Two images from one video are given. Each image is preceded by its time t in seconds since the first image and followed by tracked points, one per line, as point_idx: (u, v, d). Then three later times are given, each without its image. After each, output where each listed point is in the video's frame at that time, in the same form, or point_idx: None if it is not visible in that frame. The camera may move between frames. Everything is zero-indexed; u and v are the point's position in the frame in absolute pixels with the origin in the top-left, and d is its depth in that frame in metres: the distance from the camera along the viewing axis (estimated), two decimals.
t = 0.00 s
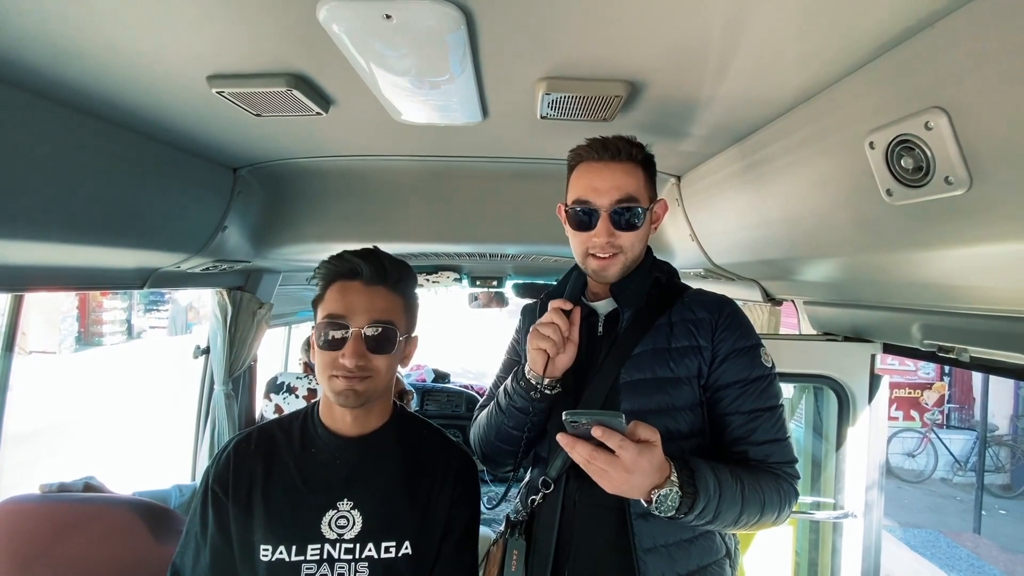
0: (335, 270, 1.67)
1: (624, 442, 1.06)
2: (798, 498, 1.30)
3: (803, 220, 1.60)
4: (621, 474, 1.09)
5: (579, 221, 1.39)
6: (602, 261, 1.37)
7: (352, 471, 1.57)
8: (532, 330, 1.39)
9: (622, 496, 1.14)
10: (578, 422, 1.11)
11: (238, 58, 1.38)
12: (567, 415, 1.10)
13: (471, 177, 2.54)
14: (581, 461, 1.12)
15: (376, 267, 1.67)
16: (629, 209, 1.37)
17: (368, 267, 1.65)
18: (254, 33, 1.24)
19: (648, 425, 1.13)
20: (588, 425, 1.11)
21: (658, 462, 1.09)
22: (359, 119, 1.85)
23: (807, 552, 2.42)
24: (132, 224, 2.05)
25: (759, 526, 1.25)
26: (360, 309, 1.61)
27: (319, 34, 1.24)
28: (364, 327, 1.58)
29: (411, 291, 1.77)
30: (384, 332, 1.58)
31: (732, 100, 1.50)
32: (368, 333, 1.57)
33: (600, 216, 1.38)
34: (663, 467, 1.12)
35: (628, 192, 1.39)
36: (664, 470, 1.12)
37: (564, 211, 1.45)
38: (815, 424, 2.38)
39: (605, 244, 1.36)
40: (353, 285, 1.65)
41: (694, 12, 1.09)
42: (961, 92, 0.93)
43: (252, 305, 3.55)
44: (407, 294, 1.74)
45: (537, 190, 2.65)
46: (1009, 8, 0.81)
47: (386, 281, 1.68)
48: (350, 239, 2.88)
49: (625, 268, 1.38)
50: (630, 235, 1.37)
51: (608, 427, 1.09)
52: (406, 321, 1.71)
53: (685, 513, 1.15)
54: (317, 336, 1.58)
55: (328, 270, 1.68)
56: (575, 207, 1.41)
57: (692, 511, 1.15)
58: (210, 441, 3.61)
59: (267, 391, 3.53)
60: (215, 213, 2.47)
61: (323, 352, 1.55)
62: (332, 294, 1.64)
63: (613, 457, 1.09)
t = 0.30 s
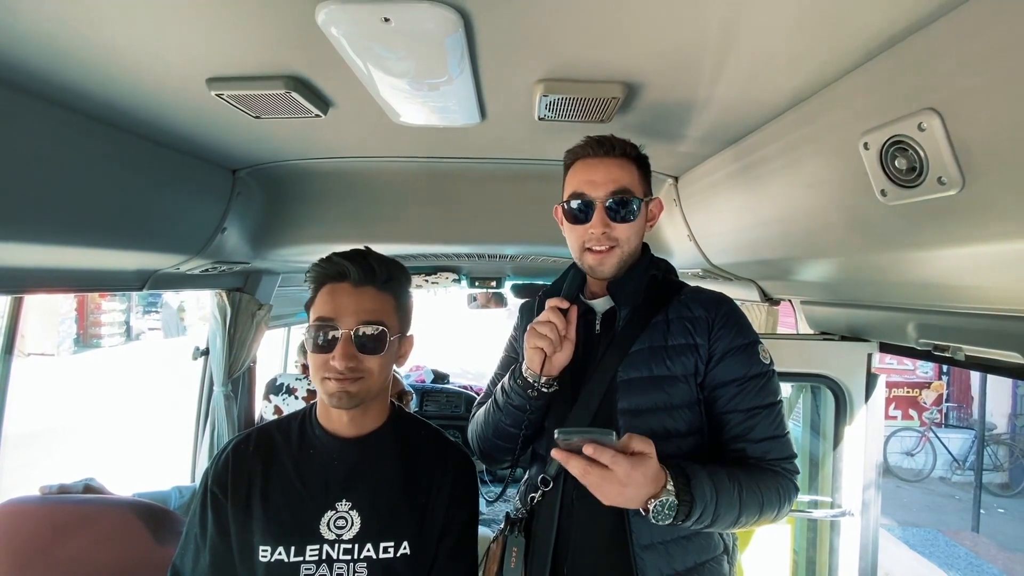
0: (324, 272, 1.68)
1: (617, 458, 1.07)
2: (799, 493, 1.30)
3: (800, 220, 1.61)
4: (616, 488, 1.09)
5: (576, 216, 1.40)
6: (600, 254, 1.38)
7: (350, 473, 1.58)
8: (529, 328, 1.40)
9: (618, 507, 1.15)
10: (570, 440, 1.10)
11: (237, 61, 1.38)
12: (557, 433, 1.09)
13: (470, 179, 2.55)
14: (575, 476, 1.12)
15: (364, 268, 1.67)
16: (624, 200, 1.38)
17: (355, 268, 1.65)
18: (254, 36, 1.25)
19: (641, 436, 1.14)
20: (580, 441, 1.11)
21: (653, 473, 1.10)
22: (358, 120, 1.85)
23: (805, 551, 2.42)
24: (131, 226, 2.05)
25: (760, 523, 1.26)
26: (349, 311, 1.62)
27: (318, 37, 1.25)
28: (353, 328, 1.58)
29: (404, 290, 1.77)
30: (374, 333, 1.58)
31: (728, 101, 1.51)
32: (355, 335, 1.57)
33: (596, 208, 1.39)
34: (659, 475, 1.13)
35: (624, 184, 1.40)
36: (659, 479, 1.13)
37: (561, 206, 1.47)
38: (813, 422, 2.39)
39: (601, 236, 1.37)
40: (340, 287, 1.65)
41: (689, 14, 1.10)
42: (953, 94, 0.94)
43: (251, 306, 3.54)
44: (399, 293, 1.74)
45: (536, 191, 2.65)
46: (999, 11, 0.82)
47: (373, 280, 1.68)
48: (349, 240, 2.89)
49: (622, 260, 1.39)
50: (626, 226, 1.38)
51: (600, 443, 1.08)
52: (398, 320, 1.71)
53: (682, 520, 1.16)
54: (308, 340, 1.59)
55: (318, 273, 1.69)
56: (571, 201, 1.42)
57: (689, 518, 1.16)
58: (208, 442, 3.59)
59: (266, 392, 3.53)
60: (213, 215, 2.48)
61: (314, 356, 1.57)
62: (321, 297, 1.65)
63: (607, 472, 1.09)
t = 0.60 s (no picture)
0: (319, 276, 1.68)
1: (607, 490, 1.08)
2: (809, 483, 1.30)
3: (794, 222, 1.62)
4: (617, 518, 1.10)
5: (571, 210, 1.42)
6: (594, 248, 1.40)
7: (348, 473, 1.59)
8: (521, 322, 1.42)
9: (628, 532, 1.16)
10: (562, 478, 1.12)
11: (235, 66, 1.39)
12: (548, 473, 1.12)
13: (467, 181, 2.56)
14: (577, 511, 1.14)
15: (359, 271, 1.68)
16: (617, 193, 1.40)
17: (350, 272, 1.66)
18: (252, 41, 1.26)
19: (635, 461, 1.14)
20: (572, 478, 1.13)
21: (650, 497, 1.10)
22: (355, 124, 1.86)
23: (801, 551, 2.46)
24: (131, 229, 2.06)
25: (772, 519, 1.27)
26: (344, 314, 1.62)
27: (316, 43, 1.27)
28: (350, 331, 1.59)
29: (399, 292, 1.78)
30: (371, 334, 1.59)
31: (722, 105, 1.52)
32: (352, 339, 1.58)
33: (589, 201, 1.41)
34: (662, 495, 1.12)
35: (616, 178, 1.42)
36: (661, 499, 1.12)
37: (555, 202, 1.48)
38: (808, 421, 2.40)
39: (595, 228, 1.39)
40: (336, 291, 1.66)
41: (683, 20, 1.11)
42: (942, 99, 0.95)
43: (251, 308, 3.55)
44: (395, 295, 1.76)
45: (533, 193, 2.66)
46: (985, 19, 0.83)
47: (370, 283, 1.69)
48: (348, 242, 2.90)
49: (616, 253, 1.41)
50: (619, 220, 1.40)
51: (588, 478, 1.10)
52: (394, 322, 1.72)
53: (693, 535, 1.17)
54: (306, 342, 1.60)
55: (314, 276, 1.70)
56: (565, 195, 1.44)
57: (699, 532, 1.16)
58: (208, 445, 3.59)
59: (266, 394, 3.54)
60: (212, 218, 2.48)
61: (312, 359, 1.57)
62: (316, 301, 1.65)
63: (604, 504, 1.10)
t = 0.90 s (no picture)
0: (321, 277, 1.69)
1: (603, 534, 1.06)
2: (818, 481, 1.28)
3: (790, 223, 1.64)
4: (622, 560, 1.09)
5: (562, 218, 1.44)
6: (586, 254, 1.41)
7: (347, 474, 1.59)
8: (514, 329, 1.44)
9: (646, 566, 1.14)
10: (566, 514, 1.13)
11: (236, 69, 1.41)
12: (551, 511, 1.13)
13: (466, 182, 2.57)
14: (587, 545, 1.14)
15: (363, 272, 1.69)
16: (607, 198, 1.41)
17: (353, 272, 1.67)
18: (252, 45, 1.27)
19: (644, 498, 1.09)
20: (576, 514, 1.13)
21: (656, 539, 1.06)
22: (355, 126, 1.87)
23: (799, 551, 2.46)
24: (131, 231, 2.07)
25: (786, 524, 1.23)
26: (350, 315, 1.63)
27: (315, 46, 1.28)
28: (353, 332, 1.60)
29: (399, 292, 1.78)
30: (372, 335, 1.60)
31: (718, 108, 1.53)
32: (355, 339, 1.59)
33: (580, 208, 1.43)
34: (671, 529, 1.08)
35: (607, 184, 1.44)
36: (672, 540, 1.08)
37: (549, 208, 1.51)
38: (807, 419, 2.42)
39: (586, 235, 1.41)
40: (340, 291, 1.67)
41: (679, 22, 1.12)
42: (934, 102, 0.97)
43: (250, 309, 3.56)
44: (396, 296, 1.76)
45: (531, 195, 2.68)
46: (978, 22, 0.84)
47: (373, 285, 1.70)
48: (347, 244, 2.91)
49: (607, 258, 1.42)
50: (610, 225, 1.41)
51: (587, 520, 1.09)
52: (396, 323, 1.73)
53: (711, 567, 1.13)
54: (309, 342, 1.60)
55: (315, 276, 1.70)
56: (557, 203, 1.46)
57: (717, 561, 1.13)
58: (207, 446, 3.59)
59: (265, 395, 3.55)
60: (211, 220, 2.49)
61: (315, 359, 1.58)
62: (319, 302, 1.66)
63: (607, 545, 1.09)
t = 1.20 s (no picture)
0: (332, 277, 1.69)
1: (585, 459, 1.07)
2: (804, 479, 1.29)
3: (787, 224, 1.65)
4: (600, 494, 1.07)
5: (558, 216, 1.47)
6: (579, 250, 1.44)
7: (347, 473, 1.60)
8: (505, 324, 1.47)
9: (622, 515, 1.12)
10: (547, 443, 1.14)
11: (238, 71, 1.42)
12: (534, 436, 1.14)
13: (466, 183, 2.58)
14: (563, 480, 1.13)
15: (377, 274, 1.71)
16: (600, 195, 1.43)
17: (370, 276, 1.69)
18: (254, 47, 1.28)
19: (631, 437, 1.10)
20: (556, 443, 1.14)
21: (637, 477, 1.07)
22: (355, 127, 1.89)
23: (797, 548, 2.48)
24: (132, 232, 2.08)
25: (766, 513, 1.25)
26: (368, 315, 1.64)
27: (316, 49, 1.29)
28: (371, 334, 1.61)
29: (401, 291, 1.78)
30: (391, 337, 1.63)
31: (716, 109, 1.54)
32: (373, 341, 1.60)
33: (573, 205, 1.45)
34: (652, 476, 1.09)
35: (600, 182, 1.46)
36: (653, 484, 1.09)
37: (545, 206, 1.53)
38: (804, 418, 2.41)
39: (579, 232, 1.43)
40: (356, 292, 1.67)
41: (677, 25, 1.13)
42: (928, 104, 0.98)
43: (251, 309, 3.57)
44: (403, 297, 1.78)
45: (531, 196, 2.69)
46: (971, 26, 0.86)
47: (387, 288, 1.71)
48: (347, 244, 2.92)
49: (602, 254, 1.44)
50: (603, 222, 1.44)
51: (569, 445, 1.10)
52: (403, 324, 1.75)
53: (686, 523, 1.14)
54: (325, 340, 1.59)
55: (325, 275, 1.69)
56: (551, 201, 1.49)
57: (693, 521, 1.14)
58: (207, 446, 3.60)
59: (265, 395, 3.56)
60: (212, 221, 2.50)
61: (332, 358, 1.57)
62: (333, 301, 1.66)
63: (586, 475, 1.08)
